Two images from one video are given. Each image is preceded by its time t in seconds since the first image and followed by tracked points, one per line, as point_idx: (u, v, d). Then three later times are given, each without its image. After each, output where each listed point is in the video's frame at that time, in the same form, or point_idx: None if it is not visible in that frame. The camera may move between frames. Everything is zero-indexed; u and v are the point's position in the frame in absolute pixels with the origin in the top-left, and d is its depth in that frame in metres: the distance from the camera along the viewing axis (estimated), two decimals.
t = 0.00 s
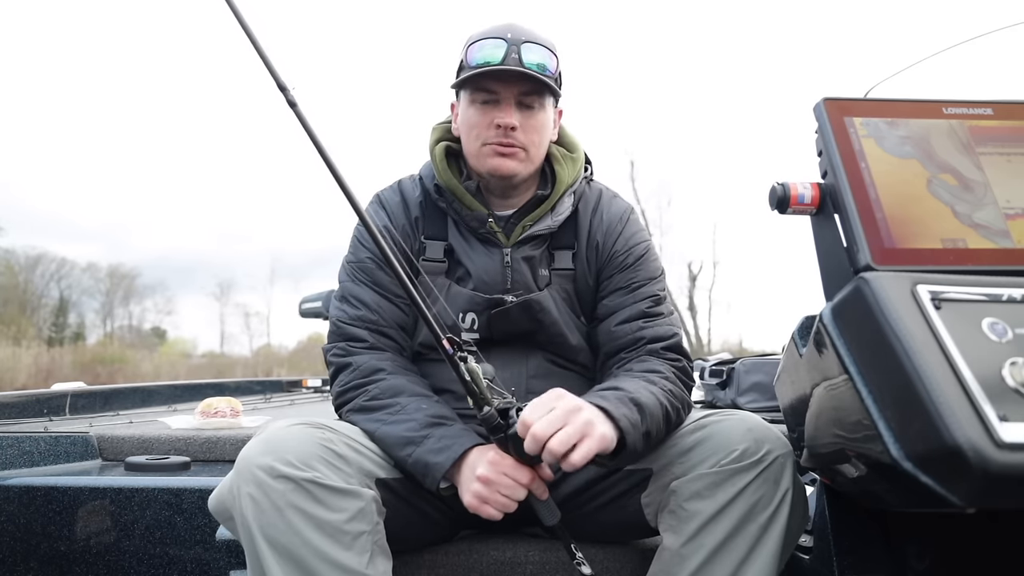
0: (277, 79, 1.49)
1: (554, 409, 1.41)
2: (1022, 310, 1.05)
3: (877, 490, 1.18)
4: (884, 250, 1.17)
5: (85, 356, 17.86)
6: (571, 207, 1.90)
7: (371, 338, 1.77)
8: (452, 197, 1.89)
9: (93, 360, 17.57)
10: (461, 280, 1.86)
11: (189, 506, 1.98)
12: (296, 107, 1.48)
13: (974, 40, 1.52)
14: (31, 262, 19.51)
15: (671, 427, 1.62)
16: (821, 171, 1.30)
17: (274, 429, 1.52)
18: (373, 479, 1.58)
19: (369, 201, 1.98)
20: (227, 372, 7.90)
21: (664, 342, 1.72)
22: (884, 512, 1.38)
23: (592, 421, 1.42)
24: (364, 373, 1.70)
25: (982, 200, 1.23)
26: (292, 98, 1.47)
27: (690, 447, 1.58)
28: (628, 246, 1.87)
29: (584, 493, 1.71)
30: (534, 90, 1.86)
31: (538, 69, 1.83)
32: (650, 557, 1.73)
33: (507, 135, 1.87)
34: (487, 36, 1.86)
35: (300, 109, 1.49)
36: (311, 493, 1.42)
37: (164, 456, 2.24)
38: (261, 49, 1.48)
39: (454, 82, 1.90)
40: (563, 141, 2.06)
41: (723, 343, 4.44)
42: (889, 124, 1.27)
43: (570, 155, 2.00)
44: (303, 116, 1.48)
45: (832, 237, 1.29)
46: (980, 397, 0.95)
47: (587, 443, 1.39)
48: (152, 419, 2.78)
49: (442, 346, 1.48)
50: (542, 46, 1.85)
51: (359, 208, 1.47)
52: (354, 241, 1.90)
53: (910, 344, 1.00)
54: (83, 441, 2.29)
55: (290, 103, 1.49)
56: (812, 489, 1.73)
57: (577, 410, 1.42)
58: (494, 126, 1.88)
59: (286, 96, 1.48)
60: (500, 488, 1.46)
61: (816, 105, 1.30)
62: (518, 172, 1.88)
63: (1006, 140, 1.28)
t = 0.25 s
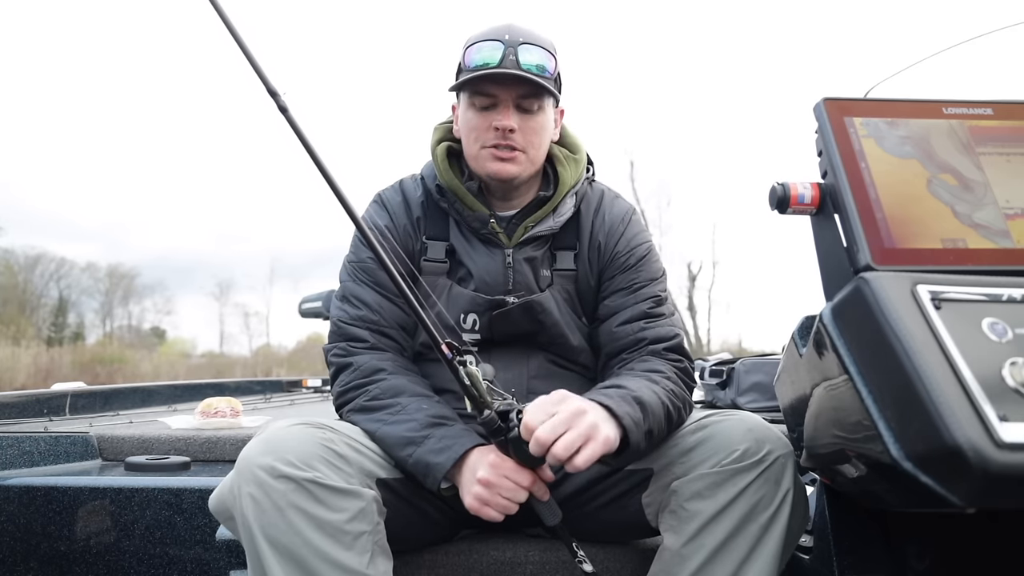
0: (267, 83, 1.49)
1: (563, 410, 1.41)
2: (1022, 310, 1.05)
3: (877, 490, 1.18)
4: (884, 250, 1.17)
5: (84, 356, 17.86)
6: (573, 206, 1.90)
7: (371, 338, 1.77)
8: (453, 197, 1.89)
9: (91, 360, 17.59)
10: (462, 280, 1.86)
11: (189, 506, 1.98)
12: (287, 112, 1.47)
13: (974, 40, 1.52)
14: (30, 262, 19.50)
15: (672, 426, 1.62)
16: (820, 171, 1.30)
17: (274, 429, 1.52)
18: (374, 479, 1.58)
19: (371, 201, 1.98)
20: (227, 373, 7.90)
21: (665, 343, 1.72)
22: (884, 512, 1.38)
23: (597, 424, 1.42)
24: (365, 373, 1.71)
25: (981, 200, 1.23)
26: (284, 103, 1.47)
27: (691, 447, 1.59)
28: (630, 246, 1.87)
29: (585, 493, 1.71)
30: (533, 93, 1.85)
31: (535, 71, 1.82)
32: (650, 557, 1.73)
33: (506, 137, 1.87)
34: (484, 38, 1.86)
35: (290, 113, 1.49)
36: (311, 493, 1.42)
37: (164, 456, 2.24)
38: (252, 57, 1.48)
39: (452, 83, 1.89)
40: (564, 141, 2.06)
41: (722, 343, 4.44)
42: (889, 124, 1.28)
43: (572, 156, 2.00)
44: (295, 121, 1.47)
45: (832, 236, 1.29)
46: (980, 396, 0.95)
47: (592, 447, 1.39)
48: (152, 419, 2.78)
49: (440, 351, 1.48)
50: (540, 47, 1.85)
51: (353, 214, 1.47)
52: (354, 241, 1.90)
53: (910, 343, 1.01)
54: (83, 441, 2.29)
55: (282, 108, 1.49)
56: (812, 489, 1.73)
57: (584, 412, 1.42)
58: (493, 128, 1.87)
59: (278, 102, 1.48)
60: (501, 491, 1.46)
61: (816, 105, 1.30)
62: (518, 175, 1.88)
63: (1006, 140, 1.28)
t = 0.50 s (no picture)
0: (265, 84, 1.49)
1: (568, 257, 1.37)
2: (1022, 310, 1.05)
3: (877, 490, 1.18)
4: (884, 250, 1.17)
5: (84, 356, 17.86)
6: (573, 207, 1.91)
7: (371, 339, 1.77)
8: (453, 198, 1.89)
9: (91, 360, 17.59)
10: (463, 280, 1.86)
11: (188, 506, 1.98)
12: (285, 112, 1.47)
13: (974, 40, 1.52)
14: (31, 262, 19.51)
15: (666, 391, 1.65)
16: (820, 171, 1.30)
17: (274, 429, 1.52)
18: (374, 479, 1.58)
19: (371, 201, 1.98)
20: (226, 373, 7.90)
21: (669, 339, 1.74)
22: (884, 512, 1.38)
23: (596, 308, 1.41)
24: (365, 373, 1.71)
25: (982, 200, 1.23)
26: (282, 104, 1.47)
27: (690, 447, 1.59)
28: (631, 246, 1.88)
29: (585, 492, 1.71)
30: (532, 94, 1.85)
31: (534, 71, 1.82)
32: (650, 557, 1.73)
33: (505, 139, 1.86)
34: (482, 39, 1.86)
35: (287, 114, 1.49)
36: (311, 493, 1.42)
37: (164, 456, 2.24)
38: (249, 58, 1.48)
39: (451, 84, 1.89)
40: (564, 142, 2.06)
41: (722, 343, 4.44)
42: (889, 124, 1.28)
43: (573, 157, 2.00)
44: (293, 121, 1.47)
45: (832, 236, 1.29)
46: (980, 396, 0.95)
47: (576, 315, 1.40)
48: (152, 419, 2.78)
49: (440, 353, 1.50)
50: (538, 48, 1.85)
51: (353, 216, 1.47)
52: (354, 242, 1.90)
53: (910, 343, 1.00)
54: (83, 441, 2.29)
55: (280, 109, 1.49)
56: (812, 489, 1.73)
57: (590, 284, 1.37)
58: (492, 130, 1.87)
59: (276, 102, 1.48)
60: (501, 491, 1.46)
61: (816, 105, 1.30)
62: (517, 178, 1.88)
63: (1006, 140, 1.28)
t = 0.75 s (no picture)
0: (268, 83, 1.48)
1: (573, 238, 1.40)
2: (1022, 310, 1.05)
3: (877, 490, 1.18)
4: (884, 250, 1.17)
5: (83, 356, 17.86)
6: (575, 209, 1.91)
7: (372, 338, 1.77)
8: (456, 198, 1.90)
9: (91, 360, 17.58)
10: (464, 280, 1.86)
11: (189, 506, 1.98)
12: (288, 112, 1.47)
13: (974, 40, 1.52)
14: (29, 262, 19.45)
15: (664, 388, 1.66)
16: (820, 171, 1.31)
17: (275, 428, 1.52)
18: (374, 479, 1.58)
19: (372, 201, 1.98)
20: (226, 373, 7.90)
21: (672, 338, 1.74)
22: (884, 512, 1.38)
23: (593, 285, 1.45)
24: (365, 373, 1.71)
25: (982, 200, 1.23)
26: (285, 103, 1.47)
27: (690, 447, 1.59)
28: (634, 247, 1.88)
29: (586, 492, 1.71)
30: (532, 94, 1.84)
31: (535, 71, 1.82)
32: (650, 557, 1.73)
33: (506, 140, 1.87)
34: (483, 40, 1.86)
35: (291, 113, 1.48)
36: (312, 493, 1.42)
37: (164, 456, 2.24)
38: (253, 55, 1.47)
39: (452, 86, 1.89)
40: (566, 143, 2.06)
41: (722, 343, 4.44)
42: (889, 124, 1.28)
43: (576, 158, 2.00)
44: (296, 121, 1.47)
45: (832, 236, 1.29)
46: (979, 396, 0.95)
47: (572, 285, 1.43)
48: (152, 419, 2.78)
49: (442, 352, 1.49)
50: (539, 48, 1.85)
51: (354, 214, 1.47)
52: (355, 241, 1.90)
53: (910, 343, 1.01)
54: (83, 441, 2.29)
55: (283, 108, 1.48)
56: (812, 489, 1.73)
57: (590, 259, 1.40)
58: (493, 131, 1.87)
59: (279, 101, 1.47)
60: (501, 492, 1.46)
61: (816, 105, 1.30)
62: (519, 177, 1.89)
63: (1006, 140, 1.28)
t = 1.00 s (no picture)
0: (279, 79, 1.47)
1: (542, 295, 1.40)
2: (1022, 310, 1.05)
3: (877, 490, 1.18)
4: (884, 250, 1.17)
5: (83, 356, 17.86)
6: (575, 208, 1.90)
7: (372, 338, 1.77)
8: (455, 198, 1.89)
9: (90, 360, 17.59)
10: (464, 280, 1.86)
11: (189, 506, 1.98)
12: (299, 108, 1.45)
13: (974, 41, 1.52)
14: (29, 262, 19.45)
15: (661, 404, 1.65)
16: (820, 171, 1.31)
17: (275, 429, 1.52)
18: (374, 479, 1.58)
19: (372, 201, 1.98)
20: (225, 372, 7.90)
21: (670, 339, 1.74)
22: (884, 512, 1.38)
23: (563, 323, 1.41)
24: (366, 373, 1.71)
25: (982, 200, 1.23)
26: (297, 100, 1.45)
27: (691, 448, 1.59)
28: (634, 247, 1.88)
29: (586, 492, 1.71)
30: (534, 95, 1.85)
31: (538, 72, 1.82)
32: (650, 557, 1.73)
33: (507, 141, 1.87)
34: (485, 40, 1.86)
35: (302, 109, 1.47)
36: (312, 493, 1.42)
37: (164, 456, 2.24)
38: (264, 49, 1.43)
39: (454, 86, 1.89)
40: (567, 142, 2.06)
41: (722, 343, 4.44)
42: (889, 124, 1.28)
43: (576, 158, 2.00)
44: (307, 117, 1.45)
45: (832, 236, 1.29)
46: (980, 396, 0.95)
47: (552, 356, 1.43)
48: (152, 419, 2.78)
49: (445, 350, 1.48)
50: (542, 49, 1.85)
51: (360, 209, 1.46)
52: (355, 241, 1.90)
53: (910, 344, 1.01)
54: (83, 441, 2.29)
55: (294, 104, 1.47)
56: (812, 489, 1.73)
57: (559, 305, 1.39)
58: (494, 131, 1.88)
59: (291, 97, 1.46)
60: (501, 492, 1.46)
61: (816, 105, 1.30)
62: (520, 179, 1.89)
63: (1005, 140, 1.28)
